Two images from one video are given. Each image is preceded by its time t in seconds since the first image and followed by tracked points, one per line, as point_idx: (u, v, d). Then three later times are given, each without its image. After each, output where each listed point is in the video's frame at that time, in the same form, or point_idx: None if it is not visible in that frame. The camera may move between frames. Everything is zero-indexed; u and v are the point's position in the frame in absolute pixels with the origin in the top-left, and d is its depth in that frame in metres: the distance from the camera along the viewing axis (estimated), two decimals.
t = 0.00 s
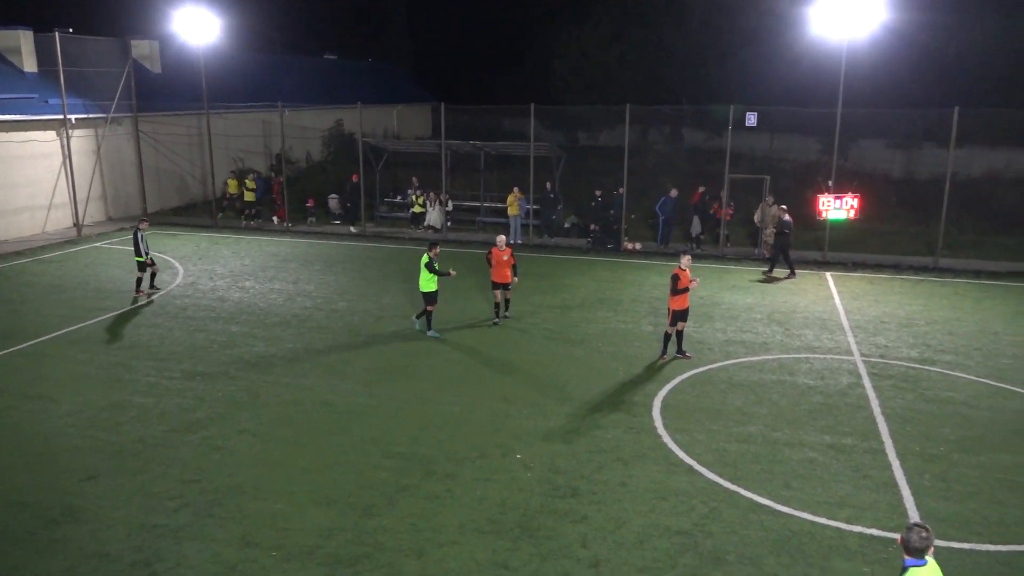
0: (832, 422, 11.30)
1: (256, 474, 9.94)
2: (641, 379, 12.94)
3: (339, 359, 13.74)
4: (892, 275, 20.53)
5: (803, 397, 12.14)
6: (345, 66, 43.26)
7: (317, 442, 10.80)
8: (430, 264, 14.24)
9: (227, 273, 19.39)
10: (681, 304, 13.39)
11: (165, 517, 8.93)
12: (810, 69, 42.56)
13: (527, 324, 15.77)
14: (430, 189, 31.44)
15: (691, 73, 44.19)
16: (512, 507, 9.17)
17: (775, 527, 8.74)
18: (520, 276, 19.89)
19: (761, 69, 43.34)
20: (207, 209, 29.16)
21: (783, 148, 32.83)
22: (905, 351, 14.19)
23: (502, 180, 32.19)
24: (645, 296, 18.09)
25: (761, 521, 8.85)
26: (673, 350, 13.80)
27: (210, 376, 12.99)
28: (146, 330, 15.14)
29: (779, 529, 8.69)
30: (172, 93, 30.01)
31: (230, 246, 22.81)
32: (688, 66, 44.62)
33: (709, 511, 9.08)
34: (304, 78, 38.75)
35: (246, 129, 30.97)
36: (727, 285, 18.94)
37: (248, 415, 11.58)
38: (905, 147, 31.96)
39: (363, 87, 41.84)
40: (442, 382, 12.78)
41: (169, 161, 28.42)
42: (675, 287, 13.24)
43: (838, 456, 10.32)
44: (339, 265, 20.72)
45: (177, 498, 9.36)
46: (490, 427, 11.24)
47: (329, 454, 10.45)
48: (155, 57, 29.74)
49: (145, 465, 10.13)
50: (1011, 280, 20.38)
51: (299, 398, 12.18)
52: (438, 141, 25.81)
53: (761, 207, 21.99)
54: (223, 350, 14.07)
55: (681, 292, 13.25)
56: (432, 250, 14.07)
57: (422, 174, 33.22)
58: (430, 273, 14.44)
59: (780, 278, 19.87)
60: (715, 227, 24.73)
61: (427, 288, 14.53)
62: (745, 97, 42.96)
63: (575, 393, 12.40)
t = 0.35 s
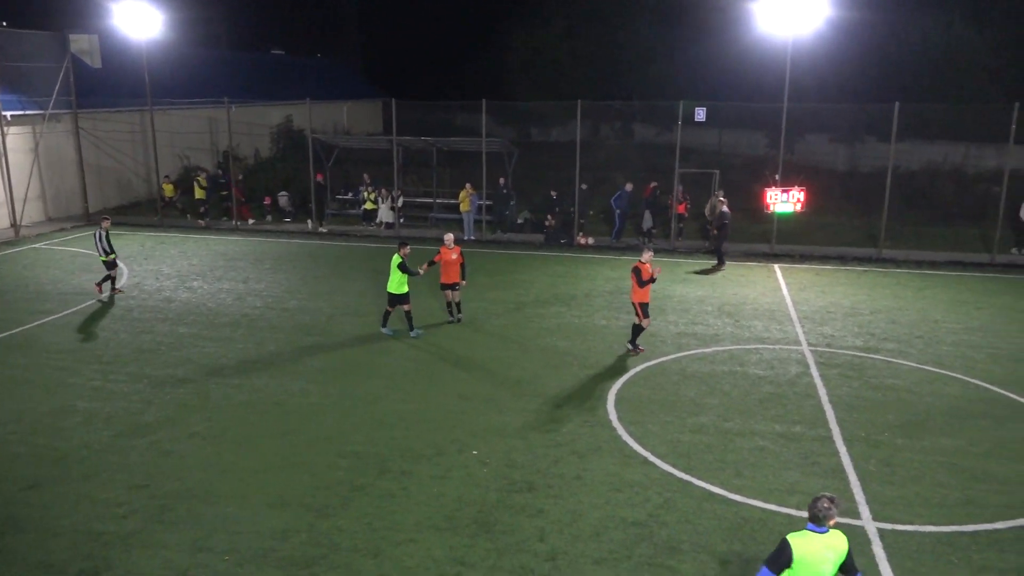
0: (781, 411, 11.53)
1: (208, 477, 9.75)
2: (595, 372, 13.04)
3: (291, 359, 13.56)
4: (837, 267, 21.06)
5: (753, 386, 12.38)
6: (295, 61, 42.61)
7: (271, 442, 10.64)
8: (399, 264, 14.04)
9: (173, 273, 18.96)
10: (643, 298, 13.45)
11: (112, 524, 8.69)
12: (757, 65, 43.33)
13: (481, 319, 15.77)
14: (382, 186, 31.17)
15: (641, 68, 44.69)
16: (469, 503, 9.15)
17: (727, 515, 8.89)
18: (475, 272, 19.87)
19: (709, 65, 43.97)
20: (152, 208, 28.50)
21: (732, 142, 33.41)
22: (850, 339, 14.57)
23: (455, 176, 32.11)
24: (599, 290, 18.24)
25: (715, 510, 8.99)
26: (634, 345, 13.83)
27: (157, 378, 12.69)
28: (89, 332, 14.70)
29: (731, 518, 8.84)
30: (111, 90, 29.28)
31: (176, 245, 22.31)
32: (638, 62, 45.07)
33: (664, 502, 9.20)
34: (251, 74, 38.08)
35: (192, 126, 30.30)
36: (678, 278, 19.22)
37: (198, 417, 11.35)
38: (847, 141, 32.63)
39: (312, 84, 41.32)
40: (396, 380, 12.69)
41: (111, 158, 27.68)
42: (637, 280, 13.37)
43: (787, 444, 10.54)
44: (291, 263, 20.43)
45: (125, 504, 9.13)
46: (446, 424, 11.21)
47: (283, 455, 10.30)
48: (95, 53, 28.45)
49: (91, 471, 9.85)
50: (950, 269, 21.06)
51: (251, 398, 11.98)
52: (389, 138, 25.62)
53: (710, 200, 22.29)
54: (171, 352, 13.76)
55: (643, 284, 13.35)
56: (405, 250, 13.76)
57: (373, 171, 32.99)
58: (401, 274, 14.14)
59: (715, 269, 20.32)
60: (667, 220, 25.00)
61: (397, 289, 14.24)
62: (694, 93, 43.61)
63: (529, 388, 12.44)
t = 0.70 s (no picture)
0: (717, 398, 11.77)
1: (141, 484, 9.48)
2: (535, 365, 13.11)
3: (227, 359, 13.27)
4: (770, 256, 21.63)
5: (690, 375, 12.62)
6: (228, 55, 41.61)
7: (207, 446, 10.40)
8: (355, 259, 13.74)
9: (101, 274, 18.34)
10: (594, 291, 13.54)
11: (40, 537, 8.38)
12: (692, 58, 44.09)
13: (421, 314, 15.71)
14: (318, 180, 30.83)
15: (579, 62, 45.03)
16: (412, 500, 9.10)
17: (666, 502, 9.02)
18: (415, 267, 19.78)
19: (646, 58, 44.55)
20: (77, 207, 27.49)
21: (668, 135, 33.93)
22: (783, 327, 14.98)
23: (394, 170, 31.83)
24: (538, 283, 18.35)
25: (655, 497, 9.12)
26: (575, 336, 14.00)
27: (86, 384, 12.25)
28: (9, 338, 14.09)
29: (670, 505, 8.97)
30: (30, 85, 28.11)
31: (104, 245, 21.59)
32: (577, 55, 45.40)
33: (605, 491, 9.31)
34: (181, 67, 37.00)
35: (118, 121, 29.20)
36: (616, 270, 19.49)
37: (130, 423, 11.01)
38: (776, 134, 33.62)
39: (246, 78, 40.44)
40: (336, 378, 12.54)
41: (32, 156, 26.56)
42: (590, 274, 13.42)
43: (724, 430, 10.78)
44: (226, 261, 19.98)
45: (53, 515, 8.80)
46: (387, 421, 11.12)
47: (221, 458, 10.07)
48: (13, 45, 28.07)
49: (16, 483, 9.46)
50: (877, 257, 21.81)
51: (186, 401, 11.68)
52: (323, 132, 25.31)
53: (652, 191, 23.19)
54: (99, 356, 13.31)
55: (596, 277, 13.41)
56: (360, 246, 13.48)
57: (310, 166, 32.49)
58: (358, 271, 13.83)
59: (643, 260, 20.74)
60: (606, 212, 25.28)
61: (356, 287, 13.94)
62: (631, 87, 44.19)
63: (471, 382, 12.44)
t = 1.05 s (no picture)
0: (645, 388, 12.00)
1: (57, 499, 9.02)
2: (466, 362, 13.10)
3: (147, 366, 12.81)
4: (693, 248, 22.21)
5: (619, 367, 12.84)
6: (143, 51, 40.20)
7: (128, 457, 9.98)
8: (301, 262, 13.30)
9: (8, 281, 17.43)
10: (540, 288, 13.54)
11: None
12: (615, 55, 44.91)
13: (350, 315, 15.52)
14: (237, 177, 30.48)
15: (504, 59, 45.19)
16: (344, 503, 8.89)
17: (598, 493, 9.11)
18: (343, 267, 19.51)
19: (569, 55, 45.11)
20: None
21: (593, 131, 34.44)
22: (707, 317, 15.38)
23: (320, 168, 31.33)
24: (468, 280, 18.35)
25: (586, 489, 9.21)
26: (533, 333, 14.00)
27: None
28: None
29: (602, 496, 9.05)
30: None
31: (11, 250, 20.56)
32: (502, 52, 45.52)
33: (537, 485, 9.31)
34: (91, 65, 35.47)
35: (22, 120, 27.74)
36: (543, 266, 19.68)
37: (43, 436, 10.49)
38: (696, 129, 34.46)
39: (161, 76, 39.12)
40: (263, 382, 12.24)
41: None
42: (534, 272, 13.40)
43: (652, 420, 10.97)
44: (144, 265, 19.28)
45: None
46: (317, 424, 10.90)
47: (143, 468, 9.71)
48: None
49: None
50: (793, 247, 22.64)
51: (104, 412, 11.21)
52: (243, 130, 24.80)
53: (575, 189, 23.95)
54: (7, 367, 12.63)
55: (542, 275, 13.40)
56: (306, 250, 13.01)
57: (230, 165, 31.69)
58: (304, 276, 13.35)
59: (558, 254, 21.28)
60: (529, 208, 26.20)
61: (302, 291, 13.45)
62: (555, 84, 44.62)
63: (402, 381, 12.33)
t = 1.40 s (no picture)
0: (590, 383, 12.09)
1: None
2: (411, 362, 12.99)
3: (79, 375, 12.33)
4: (636, 243, 22.51)
5: (564, 362, 12.92)
6: (70, 48, 38.76)
7: (60, 469, 9.55)
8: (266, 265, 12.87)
9: None
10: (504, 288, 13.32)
11: None
12: (554, 53, 45.19)
13: (291, 316, 15.25)
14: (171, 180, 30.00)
15: (445, 57, 45.06)
16: (288, 507, 8.61)
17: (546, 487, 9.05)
18: (284, 268, 19.19)
19: (508, 54, 45.29)
20: None
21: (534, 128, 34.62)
22: (650, 311, 15.60)
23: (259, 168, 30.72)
24: (412, 279, 18.24)
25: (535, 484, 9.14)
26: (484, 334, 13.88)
27: None
28: None
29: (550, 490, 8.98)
30: None
31: None
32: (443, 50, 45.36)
33: (485, 482, 9.21)
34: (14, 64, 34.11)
35: None
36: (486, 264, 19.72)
37: None
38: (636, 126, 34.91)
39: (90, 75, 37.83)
40: (202, 388, 11.91)
41: None
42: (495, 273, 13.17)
43: (598, 414, 11.02)
44: (75, 270, 18.59)
45: None
46: (260, 428, 10.62)
47: (75, 479, 9.29)
48: None
49: None
50: (732, 241, 23.13)
51: (34, 423, 10.74)
52: (176, 129, 24.15)
53: (516, 185, 24.07)
54: None
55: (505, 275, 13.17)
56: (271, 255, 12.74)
57: (163, 166, 30.86)
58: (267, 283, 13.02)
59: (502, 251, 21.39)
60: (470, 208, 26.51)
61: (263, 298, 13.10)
62: (497, 82, 44.69)
63: (346, 383, 12.14)
